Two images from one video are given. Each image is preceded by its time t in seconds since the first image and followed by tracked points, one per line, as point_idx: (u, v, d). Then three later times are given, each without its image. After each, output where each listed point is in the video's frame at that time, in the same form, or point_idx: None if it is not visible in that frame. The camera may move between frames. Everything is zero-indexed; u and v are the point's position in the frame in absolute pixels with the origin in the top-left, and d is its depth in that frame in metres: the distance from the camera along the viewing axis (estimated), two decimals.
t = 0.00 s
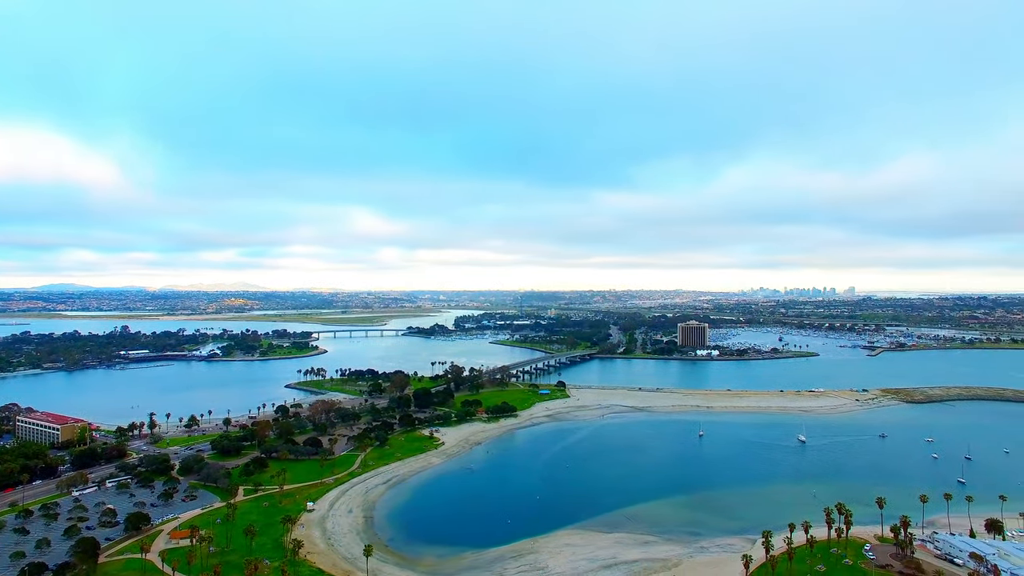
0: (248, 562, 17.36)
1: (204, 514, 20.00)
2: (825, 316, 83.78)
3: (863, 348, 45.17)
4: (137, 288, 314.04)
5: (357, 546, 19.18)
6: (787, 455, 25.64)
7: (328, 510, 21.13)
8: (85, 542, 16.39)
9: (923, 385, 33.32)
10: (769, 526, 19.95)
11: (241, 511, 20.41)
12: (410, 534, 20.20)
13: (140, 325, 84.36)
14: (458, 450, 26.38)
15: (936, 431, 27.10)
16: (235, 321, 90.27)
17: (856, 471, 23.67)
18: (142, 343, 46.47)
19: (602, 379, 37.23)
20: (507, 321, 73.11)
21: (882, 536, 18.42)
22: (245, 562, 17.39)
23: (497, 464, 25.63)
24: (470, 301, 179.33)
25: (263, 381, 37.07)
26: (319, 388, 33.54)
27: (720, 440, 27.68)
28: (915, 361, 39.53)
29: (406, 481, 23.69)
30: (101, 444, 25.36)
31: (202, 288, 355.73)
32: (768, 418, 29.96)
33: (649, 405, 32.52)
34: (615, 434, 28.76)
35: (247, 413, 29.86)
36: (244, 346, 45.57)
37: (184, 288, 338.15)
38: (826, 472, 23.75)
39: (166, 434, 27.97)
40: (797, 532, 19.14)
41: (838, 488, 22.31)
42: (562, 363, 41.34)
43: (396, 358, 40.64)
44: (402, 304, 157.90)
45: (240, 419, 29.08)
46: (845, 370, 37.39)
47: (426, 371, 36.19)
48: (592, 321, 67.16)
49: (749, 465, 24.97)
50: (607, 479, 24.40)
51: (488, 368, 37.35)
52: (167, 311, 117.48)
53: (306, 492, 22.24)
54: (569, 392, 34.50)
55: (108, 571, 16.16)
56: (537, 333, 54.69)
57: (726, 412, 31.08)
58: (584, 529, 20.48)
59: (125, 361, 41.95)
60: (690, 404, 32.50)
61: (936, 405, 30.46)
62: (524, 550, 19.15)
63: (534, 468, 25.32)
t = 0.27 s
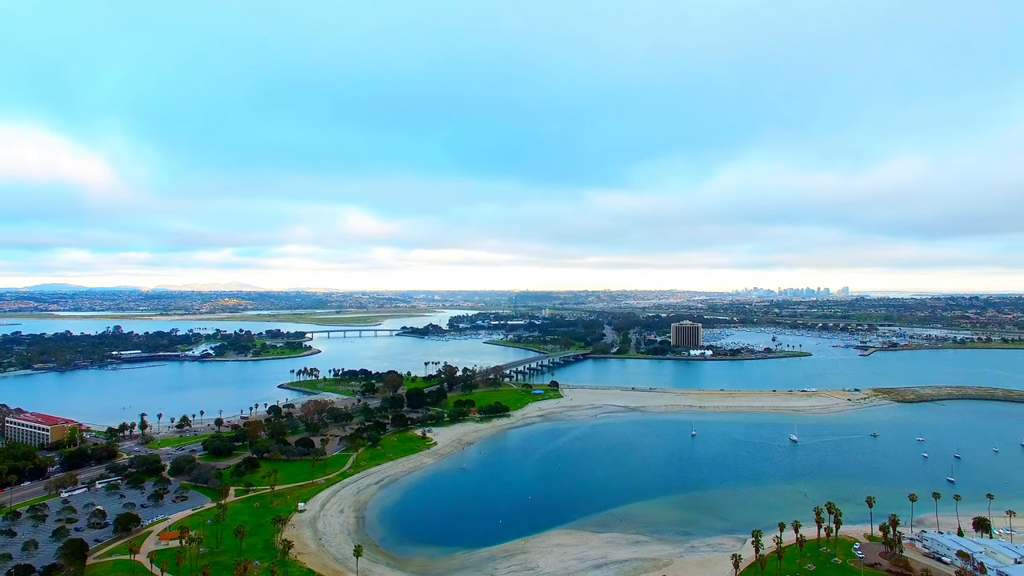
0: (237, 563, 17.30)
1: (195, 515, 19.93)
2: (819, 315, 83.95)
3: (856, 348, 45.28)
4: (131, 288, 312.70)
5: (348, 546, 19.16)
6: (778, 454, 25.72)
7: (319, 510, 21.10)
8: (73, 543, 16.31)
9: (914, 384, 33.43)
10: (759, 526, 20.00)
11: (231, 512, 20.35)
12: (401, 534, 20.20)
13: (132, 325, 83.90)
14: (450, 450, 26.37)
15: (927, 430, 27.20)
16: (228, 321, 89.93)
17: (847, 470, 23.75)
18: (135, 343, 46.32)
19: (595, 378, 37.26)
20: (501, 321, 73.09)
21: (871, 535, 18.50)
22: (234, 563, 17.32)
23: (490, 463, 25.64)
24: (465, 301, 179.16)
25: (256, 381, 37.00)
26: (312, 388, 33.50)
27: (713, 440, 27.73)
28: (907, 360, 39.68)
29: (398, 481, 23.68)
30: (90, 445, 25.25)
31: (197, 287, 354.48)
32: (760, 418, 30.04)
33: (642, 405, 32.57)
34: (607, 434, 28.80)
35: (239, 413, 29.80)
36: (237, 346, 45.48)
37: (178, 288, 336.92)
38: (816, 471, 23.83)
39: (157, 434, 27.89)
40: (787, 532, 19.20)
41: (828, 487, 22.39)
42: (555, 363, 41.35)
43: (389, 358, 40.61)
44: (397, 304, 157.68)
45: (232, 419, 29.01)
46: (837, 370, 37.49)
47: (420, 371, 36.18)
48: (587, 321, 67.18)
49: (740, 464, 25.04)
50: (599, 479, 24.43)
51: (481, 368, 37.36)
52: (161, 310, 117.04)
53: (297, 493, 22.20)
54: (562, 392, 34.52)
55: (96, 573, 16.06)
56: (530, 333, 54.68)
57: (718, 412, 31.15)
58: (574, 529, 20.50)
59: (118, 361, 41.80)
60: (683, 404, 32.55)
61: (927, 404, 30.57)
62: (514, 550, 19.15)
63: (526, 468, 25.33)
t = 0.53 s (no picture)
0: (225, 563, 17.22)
1: (184, 516, 19.84)
2: (811, 315, 84.28)
3: (847, 348, 45.47)
4: (124, 288, 311.10)
5: (337, 546, 19.13)
6: (769, 454, 25.83)
7: (308, 510, 21.06)
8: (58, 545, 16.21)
9: (903, 384, 33.61)
10: (748, 525, 20.07)
11: (220, 512, 20.26)
12: (390, 534, 20.19)
13: (121, 325, 83.35)
14: (441, 450, 26.39)
15: (916, 429, 27.36)
16: (219, 321, 89.51)
17: (836, 469, 23.88)
18: (125, 343, 46.10)
19: (587, 378, 37.31)
20: (494, 321, 73.09)
21: (858, 533, 18.60)
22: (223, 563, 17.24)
23: (480, 463, 25.64)
24: (459, 301, 179.00)
25: (247, 382, 36.92)
26: (304, 388, 33.46)
27: (703, 439, 27.83)
28: (897, 360, 39.87)
29: (388, 481, 23.67)
30: (78, 446, 25.13)
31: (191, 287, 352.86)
32: (751, 417, 30.16)
33: (634, 405, 32.65)
34: (598, 434, 28.85)
35: (230, 414, 29.72)
36: (229, 346, 45.36)
37: (172, 288, 335.35)
38: (805, 471, 23.93)
39: (146, 435, 27.77)
40: (776, 531, 19.29)
41: (817, 487, 22.50)
42: (547, 363, 41.40)
43: (381, 358, 40.57)
44: (391, 304, 157.38)
45: (222, 420, 28.92)
46: (828, 370, 37.64)
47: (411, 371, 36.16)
48: (579, 320, 67.17)
49: (730, 464, 25.11)
50: (589, 478, 24.47)
51: (473, 368, 37.36)
52: (153, 310, 116.38)
53: (287, 493, 22.14)
54: (554, 392, 34.56)
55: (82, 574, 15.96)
56: (523, 333, 54.69)
57: (709, 411, 31.26)
58: (564, 529, 20.54)
59: (107, 362, 41.59)
60: (674, 404, 32.64)
61: (916, 404, 30.73)
62: (503, 550, 19.16)
63: (517, 468, 25.35)
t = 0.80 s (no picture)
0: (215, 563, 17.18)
1: (174, 517, 19.78)
2: (804, 315, 84.44)
3: (839, 348, 45.60)
4: (119, 288, 309.94)
5: (328, 547, 19.12)
6: (761, 453, 25.90)
7: (300, 511, 21.04)
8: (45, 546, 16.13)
9: (895, 383, 33.73)
10: (739, 525, 20.12)
11: (210, 513, 20.21)
12: (382, 534, 20.18)
13: (113, 325, 82.90)
14: (433, 450, 26.39)
15: (907, 429, 27.47)
16: (212, 321, 89.12)
17: (827, 468, 23.97)
18: (117, 343, 45.94)
19: (580, 378, 37.34)
20: (488, 321, 73.06)
21: (848, 532, 18.67)
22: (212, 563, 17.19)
23: (473, 463, 25.65)
24: (454, 301, 178.79)
25: (239, 382, 36.85)
26: (297, 388, 33.43)
27: (695, 439, 27.89)
28: (890, 360, 40.00)
29: (380, 481, 23.66)
30: (68, 446, 25.03)
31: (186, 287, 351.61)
32: (743, 417, 30.24)
33: (626, 405, 32.70)
34: (591, 434, 28.89)
35: (222, 414, 29.65)
36: (222, 346, 45.27)
37: (167, 288, 334.30)
38: (796, 470, 24.00)
39: (138, 435, 27.68)
40: (766, 530, 19.36)
41: (808, 486, 22.57)
42: (541, 363, 41.42)
43: (374, 358, 40.55)
44: (386, 304, 157.07)
45: (214, 420, 28.85)
46: (820, 370, 37.76)
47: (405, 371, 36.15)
48: (574, 320, 67.16)
49: (722, 464, 25.17)
50: (581, 478, 24.51)
51: (466, 368, 37.36)
52: (146, 310, 115.89)
53: (278, 494, 22.10)
54: (547, 392, 34.58)
55: None
56: (517, 333, 54.69)
57: (701, 411, 31.33)
58: (556, 529, 20.56)
59: (99, 362, 41.43)
60: (666, 404, 32.70)
61: (907, 404, 30.85)
62: (495, 550, 19.16)
63: (509, 468, 25.36)
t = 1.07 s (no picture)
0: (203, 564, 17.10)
1: (162, 518, 19.69)
2: (797, 315, 84.67)
3: (831, 347, 45.75)
4: (112, 288, 308.11)
5: (317, 547, 19.08)
6: (751, 453, 25.97)
7: (290, 511, 20.99)
8: (30, 549, 16.02)
9: (885, 383, 33.88)
10: (728, 524, 20.18)
11: (199, 514, 20.12)
12: (371, 535, 20.15)
13: (104, 325, 82.39)
14: (424, 450, 26.37)
15: (896, 428, 27.59)
16: (203, 321, 88.69)
17: (816, 468, 24.06)
18: (108, 344, 45.73)
19: (573, 378, 37.37)
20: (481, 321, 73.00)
21: (835, 531, 18.74)
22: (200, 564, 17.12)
23: (464, 464, 25.64)
24: (449, 301, 178.50)
25: (230, 382, 36.76)
26: (288, 388, 33.36)
27: (686, 439, 27.96)
28: (880, 360, 40.16)
29: (370, 481, 23.63)
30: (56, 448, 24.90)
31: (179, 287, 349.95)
32: (734, 417, 30.33)
33: (618, 405, 32.74)
34: (582, 434, 28.92)
35: (212, 414, 29.56)
36: (213, 346, 45.12)
37: (159, 288, 332.36)
38: (786, 469, 24.09)
39: (127, 436, 27.56)
40: (755, 530, 19.42)
41: (797, 485, 22.65)
42: (533, 363, 41.42)
43: (366, 358, 40.50)
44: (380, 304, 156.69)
45: (204, 420, 28.75)
46: (812, 370, 37.89)
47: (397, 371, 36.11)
48: (567, 321, 67.17)
49: (713, 463, 25.23)
50: (572, 478, 24.53)
51: (459, 368, 37.35)
52: (138, 310, 115.27)
53: (268, 494, 22.04)
54: (539, 392, 34.59)
55: None
56: (509, 333, 54.67)
57: (692, 411, 31.41)
58: (546, 529, 20.57)
59: (89, 362, 41.22)
60: (658, 404, 32.76)
61: (897, 403, 30.99)
62: (484, 550, 19.16)
63: (500, 468, 25.37)
